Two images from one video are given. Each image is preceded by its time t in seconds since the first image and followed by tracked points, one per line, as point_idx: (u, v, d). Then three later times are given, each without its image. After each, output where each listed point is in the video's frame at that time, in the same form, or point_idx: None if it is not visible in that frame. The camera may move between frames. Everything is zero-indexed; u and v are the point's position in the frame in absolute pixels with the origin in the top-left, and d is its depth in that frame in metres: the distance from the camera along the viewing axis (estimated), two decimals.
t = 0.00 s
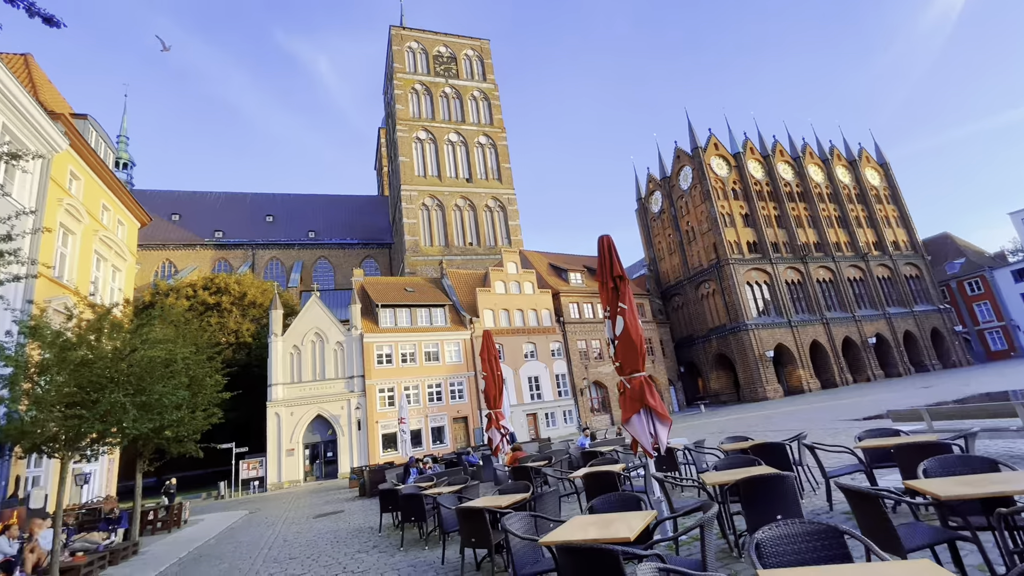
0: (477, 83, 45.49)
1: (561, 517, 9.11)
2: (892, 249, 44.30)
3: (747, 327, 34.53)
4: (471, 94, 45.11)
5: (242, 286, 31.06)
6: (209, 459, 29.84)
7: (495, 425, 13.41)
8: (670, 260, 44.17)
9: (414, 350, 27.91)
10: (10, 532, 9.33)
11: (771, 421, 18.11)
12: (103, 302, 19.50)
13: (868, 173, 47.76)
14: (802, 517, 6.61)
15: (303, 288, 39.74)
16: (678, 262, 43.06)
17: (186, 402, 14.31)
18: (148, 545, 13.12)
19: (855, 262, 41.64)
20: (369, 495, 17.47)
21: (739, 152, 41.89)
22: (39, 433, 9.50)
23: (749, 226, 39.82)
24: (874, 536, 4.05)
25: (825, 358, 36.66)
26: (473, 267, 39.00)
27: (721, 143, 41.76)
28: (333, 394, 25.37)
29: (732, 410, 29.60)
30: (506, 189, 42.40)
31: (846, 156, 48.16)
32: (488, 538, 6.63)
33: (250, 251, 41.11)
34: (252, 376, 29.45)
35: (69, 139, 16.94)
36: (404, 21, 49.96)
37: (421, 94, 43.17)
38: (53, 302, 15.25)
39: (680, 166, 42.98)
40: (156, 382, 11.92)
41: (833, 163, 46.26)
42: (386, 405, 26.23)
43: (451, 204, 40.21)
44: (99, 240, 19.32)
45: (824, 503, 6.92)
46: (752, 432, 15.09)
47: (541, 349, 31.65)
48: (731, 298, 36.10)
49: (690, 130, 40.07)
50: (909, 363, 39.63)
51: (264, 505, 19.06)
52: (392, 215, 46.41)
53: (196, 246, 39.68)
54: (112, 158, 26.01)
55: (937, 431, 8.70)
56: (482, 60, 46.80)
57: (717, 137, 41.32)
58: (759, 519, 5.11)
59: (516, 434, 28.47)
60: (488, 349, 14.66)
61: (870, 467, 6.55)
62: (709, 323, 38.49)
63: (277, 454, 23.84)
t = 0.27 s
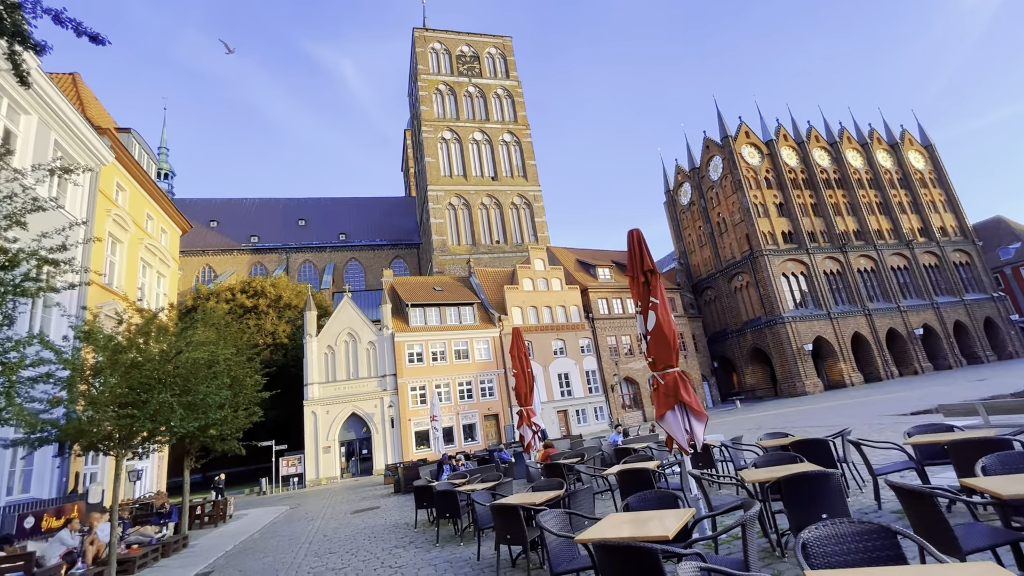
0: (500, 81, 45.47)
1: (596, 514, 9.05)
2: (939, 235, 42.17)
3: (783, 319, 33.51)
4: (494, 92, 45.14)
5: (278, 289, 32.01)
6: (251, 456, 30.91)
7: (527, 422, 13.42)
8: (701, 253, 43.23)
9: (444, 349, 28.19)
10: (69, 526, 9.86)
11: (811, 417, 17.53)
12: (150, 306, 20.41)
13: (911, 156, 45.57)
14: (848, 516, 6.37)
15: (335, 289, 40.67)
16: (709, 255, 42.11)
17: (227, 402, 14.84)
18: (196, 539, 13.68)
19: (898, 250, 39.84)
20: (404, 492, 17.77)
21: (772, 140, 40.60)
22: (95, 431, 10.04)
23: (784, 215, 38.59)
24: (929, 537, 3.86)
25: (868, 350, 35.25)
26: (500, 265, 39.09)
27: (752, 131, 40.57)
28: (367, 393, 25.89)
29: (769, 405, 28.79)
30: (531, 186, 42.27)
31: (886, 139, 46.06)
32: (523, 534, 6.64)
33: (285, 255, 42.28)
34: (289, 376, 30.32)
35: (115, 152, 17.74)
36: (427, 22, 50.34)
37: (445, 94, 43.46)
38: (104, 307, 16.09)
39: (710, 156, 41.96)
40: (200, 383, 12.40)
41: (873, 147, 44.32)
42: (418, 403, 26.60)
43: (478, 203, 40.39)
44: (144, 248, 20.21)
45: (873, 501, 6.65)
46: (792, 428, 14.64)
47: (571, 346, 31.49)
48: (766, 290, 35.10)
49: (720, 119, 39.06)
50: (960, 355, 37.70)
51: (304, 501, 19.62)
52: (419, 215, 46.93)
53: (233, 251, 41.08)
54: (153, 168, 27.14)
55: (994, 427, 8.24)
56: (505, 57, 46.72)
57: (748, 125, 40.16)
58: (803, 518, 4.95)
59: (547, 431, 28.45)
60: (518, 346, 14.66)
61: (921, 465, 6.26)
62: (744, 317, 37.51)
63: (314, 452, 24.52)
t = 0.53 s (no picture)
0: (527, 78, 45.32)
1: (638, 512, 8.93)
2: (1000, 217, 39.58)
3: (828, 310, 32.19)
4: (521, 90, 45.04)
5: (316, 292, 32.97)
6: (296, 454, 31.98)
7: (563, 419, 13.37)
8: (739, 244, 41.97)
9: (478, 347, 28.39)
10: (130, 521, 10.39)
11: (862, 412, 16.77)
12: (198, 311, 21.38)
13: (965, 134, 42.91)
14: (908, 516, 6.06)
15: (371, 291, 41.58)
16: (747, 245, 40.84)
17: (273, 402, 15.39)
18: (247, 533, 14.26)
19: (954, 235, 37.62)
20: (443, 488, 18.00)
21: (812, 124, 38.99)
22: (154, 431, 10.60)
23: (826, 202, 37.03)
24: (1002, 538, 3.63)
25: (922, 341, 33.46)
26: (532, 262, 39.05)
27: (790, 115, 39.07)
28: (404, 391, 26.36)
29: (816, 400, 27.72)
30: (561, 181, 41.99)
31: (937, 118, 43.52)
32: (564, 532, 6.61)
33: (322, 259, 43.49)
34: (329, 376, 31.17)
35: (163, 165, 18.65)
36: (453, 23, 50.68)
37: (473, 94, 43.68)
38: (158, 313, 16.95)
39: (745, 144, 40.67)
40: (247, 384, 12.89)
41: (923, 126, 41.95)
42: (454, 401, 26.89)
43: (507, 201, 40.44)
44: (192, 256, 21.16)
45: (934, 500, 6.30)
46: (841, 424, 14.05)
47: (605, 342, 31.17)
48: (809, 280, 33.79)
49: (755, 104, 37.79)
50: None
51: (347, 497, 20.18)
52: (450, 215, 47.39)
53: (273, 256, 42.52)
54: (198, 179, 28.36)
55: None
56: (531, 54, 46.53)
57: (785, 109, 38.70)
58: (859, 518, 4.74)
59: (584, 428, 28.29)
60: (553, 343, 14.59)
61: (987, 462, 5.89)
62: (785, 309, 36.22)
63: (355, 449, 25.15)
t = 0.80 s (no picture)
0: (558, 73, 44.98)
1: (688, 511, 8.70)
2: None
3: (885, 299, 30.49)
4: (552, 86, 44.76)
5: (358, 295, 33.87)
6: (343, 453, 32.97)
7: (606, 416, 13.20)
8: (785, 233, 40.31)
9: (517, 345, 28.45)
10: (195, 516, 11.04)
11: (927, 406, 15.79)
12: (249, 316, 22.39)
13: None
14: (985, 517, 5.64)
15: (410, 292, 42.37)
16: (794, 234, 39.16)
17: (322, 402, 15.93)
18: (301, 528, 14.81)
19: None
20: (486, 486, 18.13)
21: (861, 103, 36.99)
22: (213, 430, 11.15)
23: (880, 185, 35.06)
24: None
25: (993, 330, 31.21)
26: (568, 259, 38.80)
27: (837, 95, 37.18)
28: (445, 390, 26.73)
29: (874, 394, 26.33)
30: (596, 176, 41.48)
31: (1003, 89, 40.44)
32: (612, 530, 6.51)
33: (362, 262, 44.63)
34: (373, 376, 31.96)
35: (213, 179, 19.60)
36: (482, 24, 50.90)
37: (504, 93, 43.76)
38: (213, 319, 17.84)
39: (789, 128, 39.01)
40: (297, 384, 13.37)
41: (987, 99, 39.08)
42: (494, 399, 27.04)
43: (542, 198, 40.32)
44: (242, 264, 22.15)
45: (1014, 500, 5.85)
46: (903, 419, 13.29)
47: (646, 338, 30.62)
48: (862, 268, 32.12)
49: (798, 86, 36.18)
50: None
51: (393, 494, 20.67)
52: (485, 215, 47.66)
53: (316, 262, 43.97)
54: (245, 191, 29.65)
55: None
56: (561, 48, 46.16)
57: (831, 90, 36.87)
58: (930, 518, 4.46)
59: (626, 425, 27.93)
60: (593, 339, 14.40)
61: None
62: (837, 299, 34.56)
63: (400, 448, 25.68)
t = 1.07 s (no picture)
0: (593, 67, 44.38)
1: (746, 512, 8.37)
2: None
3: (956, 285, 28.41)
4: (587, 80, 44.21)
5: (402, 297, 34.63)
6: (393, 451, 33.82)
7: (655, 414, 12.89)
8: (840, 218, 38.20)
9: (559, 343, 28.30)
10: (257, 512, 11.52)
11: (1010, 400, 14.58)
12: (301, 321, 23.33)
13: None
14: None
15: (452, 293, 42.96)
16: (850, 219, 37.05)
17: (371, 402, 16.37)
18: (356, 525, 15.29)
19: None
20: (534, 484, 18.13)
21: (922, 76, 34.56)
22: (271, 431, 11.65)
23: (946, 162, 32.66)
24: None
25: None
26: (609, 255, 38.25)
27: (895, 69, 34.88)
28: (490, 389, 26.92)
29: (946, 387, 24.54)
30: (635, 169, 40.68)
31: None
32: (667, 530, 6.35)
33: (405, 265, 45.56)
34: (419, 377, 32.61)
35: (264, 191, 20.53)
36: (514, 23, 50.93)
37: (538, 91, 43.61)
38: (268, 325, 18.69)
39: (841, 108, 36.94)
40: (348, 386, 13.78)
41: None
42: (539, 397, 27.00)
43: (580, 194, 39.94)
44: (293, 271, 23.09)
45: None
46: (983, 414, 12.32)
47: (693, 333, 29.77)
48: (929, 253, 30.03)
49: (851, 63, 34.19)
50: None
51: (442, 492, 21.03)
52: (523, 214, 47.67)
53: (361, 266, 45.29)
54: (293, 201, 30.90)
55: None
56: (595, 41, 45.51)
57: (888, 64, 34.64)
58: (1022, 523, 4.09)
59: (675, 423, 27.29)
60: (639, 336, 14.09)
61: None
62: (901, 287, 32.45)
63: (447, 446, 26.10)
